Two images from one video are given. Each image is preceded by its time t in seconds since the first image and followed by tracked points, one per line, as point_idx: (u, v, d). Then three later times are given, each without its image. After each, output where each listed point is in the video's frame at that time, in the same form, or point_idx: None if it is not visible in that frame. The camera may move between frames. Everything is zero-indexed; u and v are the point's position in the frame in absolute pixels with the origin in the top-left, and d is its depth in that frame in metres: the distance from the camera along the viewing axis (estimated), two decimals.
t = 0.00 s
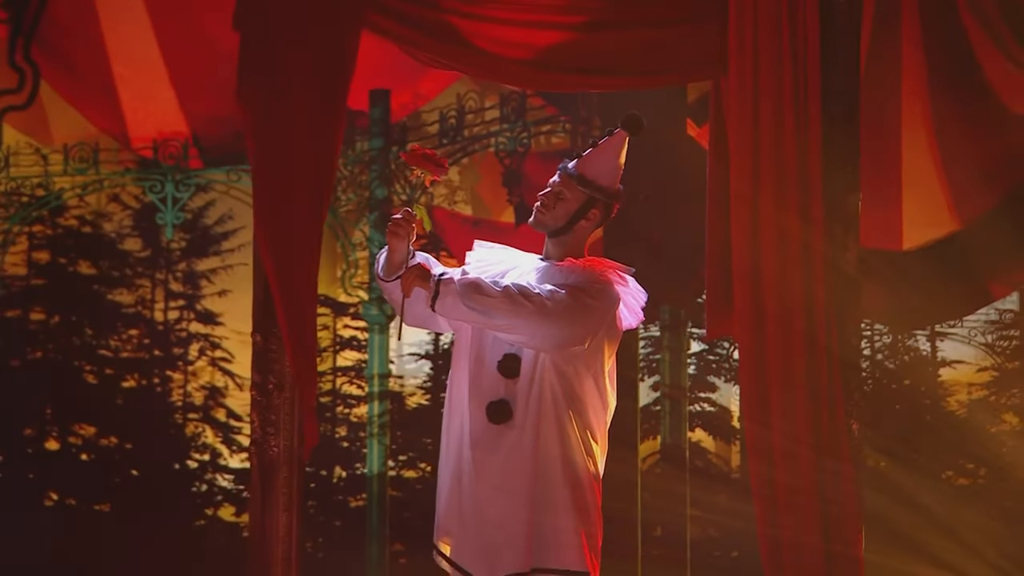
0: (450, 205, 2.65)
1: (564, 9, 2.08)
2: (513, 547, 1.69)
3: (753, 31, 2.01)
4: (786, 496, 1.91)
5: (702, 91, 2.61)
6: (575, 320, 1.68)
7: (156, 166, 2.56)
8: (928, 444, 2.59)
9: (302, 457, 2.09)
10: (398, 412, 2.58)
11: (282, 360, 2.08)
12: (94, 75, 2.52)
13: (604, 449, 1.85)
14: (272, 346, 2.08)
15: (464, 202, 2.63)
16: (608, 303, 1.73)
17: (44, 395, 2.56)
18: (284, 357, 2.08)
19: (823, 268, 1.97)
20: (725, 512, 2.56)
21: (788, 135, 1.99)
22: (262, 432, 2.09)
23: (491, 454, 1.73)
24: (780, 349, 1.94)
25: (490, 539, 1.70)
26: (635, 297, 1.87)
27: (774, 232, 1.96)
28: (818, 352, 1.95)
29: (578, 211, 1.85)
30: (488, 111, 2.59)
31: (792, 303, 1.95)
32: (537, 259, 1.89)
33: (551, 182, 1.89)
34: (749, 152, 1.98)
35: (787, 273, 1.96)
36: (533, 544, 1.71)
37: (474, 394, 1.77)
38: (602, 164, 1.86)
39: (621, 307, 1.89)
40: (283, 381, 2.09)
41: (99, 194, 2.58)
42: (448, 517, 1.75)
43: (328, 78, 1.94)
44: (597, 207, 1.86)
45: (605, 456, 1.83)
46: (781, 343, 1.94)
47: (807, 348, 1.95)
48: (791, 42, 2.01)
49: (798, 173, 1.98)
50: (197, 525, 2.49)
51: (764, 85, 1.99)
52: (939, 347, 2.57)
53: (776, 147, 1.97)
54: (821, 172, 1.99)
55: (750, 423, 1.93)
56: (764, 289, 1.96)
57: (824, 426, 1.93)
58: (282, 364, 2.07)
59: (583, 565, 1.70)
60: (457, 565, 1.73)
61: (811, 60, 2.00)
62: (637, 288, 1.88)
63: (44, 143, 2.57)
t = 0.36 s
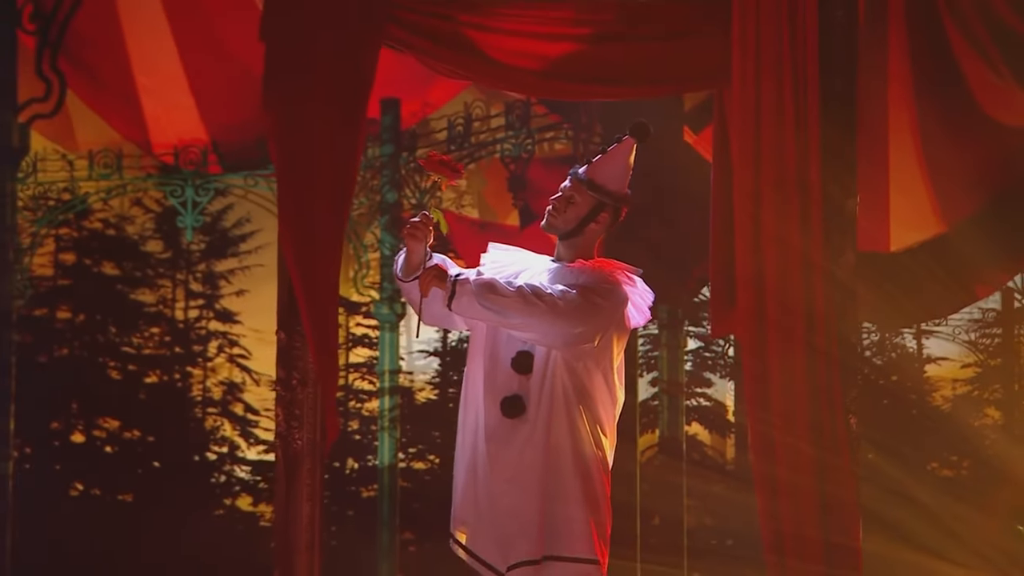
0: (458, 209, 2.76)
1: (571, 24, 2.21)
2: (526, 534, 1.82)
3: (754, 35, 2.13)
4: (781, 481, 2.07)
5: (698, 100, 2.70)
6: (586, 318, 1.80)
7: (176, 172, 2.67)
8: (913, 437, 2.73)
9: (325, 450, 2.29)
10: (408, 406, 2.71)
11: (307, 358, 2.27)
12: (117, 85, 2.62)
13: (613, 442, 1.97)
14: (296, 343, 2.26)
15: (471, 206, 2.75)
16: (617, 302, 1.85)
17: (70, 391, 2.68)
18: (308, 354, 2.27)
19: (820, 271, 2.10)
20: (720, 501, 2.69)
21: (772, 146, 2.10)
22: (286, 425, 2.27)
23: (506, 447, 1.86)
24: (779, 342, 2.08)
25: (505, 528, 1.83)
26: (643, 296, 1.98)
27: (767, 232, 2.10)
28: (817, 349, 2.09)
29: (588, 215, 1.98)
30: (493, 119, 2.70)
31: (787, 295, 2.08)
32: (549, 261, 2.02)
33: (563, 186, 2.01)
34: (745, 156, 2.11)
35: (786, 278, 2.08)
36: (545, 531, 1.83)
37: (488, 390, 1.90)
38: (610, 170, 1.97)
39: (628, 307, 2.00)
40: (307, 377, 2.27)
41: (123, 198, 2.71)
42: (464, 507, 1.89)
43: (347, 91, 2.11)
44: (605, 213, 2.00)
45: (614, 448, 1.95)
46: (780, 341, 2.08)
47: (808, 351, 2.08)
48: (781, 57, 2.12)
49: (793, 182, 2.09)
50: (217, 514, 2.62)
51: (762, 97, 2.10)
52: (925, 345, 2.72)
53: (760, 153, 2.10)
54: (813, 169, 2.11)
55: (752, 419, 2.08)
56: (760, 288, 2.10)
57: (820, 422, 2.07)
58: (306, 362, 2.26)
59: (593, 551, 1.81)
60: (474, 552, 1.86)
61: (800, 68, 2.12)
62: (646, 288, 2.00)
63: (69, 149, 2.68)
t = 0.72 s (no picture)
0: (467, 214, 2.86)
1: (583, 39, 2.55)
2: (541, 524, 1.97)
3: (755, 46, 2.51)
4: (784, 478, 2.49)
5: (698, 111, 2.83)
6: (598, 318, 1.95)
7: (199, 178, 2.81)
8: (902, 432, 2.86)
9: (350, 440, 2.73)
10: (420, 402, 2.83)
11: (331, 359, 2.72)
12: (143, 94, 2.78)
13: (622, 436, 2.12)
14: (322, 347, 2.72)
15: (480, 211, 2.86)
16: (627, 303, 2.01)
17: (97, 388, 2.77)
18: (331, 354, 2.72)
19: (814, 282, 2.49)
20: (718, 492, 2.81)
21: (766, 166, 2.50)
22: (313, 421, 2.70)
23: (520, 442, 2.01)
24: (782, 351, 2.48)
25: (519, 518, 1.98)
26: (651, 298, 2.15)
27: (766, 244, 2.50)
28: (819, 359, 2.49)
29: (599, 219, 2.13)
30: (501, 128, 2.84)
31: (790, 299, 2.48)
32: (562, 264, 2.17)
33: (575, 194, 2.15)
34: (748, 163, 2.50)
35: (788, 282, 2.48)
36: (558, 521, 1.99)
37: (504, 386, 2.05)
38: (620, 177, 2.12)
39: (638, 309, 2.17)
40: (331, 377, 2.72)
41: (148, 203, 2.79)
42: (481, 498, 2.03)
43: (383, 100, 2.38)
44: (615, 218, 2.15)
45: (623, 442, 2.10)
46: (783, 351, 2.48)
47: (808, 356, 2.48)
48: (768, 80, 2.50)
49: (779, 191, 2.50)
50: (237, 506, 2.78)
51: (762, 103, 2.49)
52: (912, 344, 2.85)
53: (752, 168, 2.50)
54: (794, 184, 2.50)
55: (757, 424, 2.48)
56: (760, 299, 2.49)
57: (822, 422, 2.47)
58: (330, 365, 2.71)
59: (604, 541, 1.96)
60: (490, 541, 2.00)
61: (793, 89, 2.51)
62: (652, 289, 2.16)
63: (97, 157, 2.79)
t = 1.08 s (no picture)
0: (476, 218, 2.96)
1: (592, 52, 2.72)
2: (553, 514, 2.12)
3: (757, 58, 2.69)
4: (788, 474, 2.65)
5: (695, 120, 2.98)
6: (609, 316, 2.09)
7: (221, 184, 2.95)
8: (892, 426, 3.00)
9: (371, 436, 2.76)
10: (431, 398, 2.97)
11: (353, 354, 2.73)
12: (168, 105, 2.93)
13: (631, 430, 2.26)
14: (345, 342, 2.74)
15: (488, 215, 2.98)
16: (635, 304, 2.14)
17: (123, 384, 2.91)
18: (353, 350, 2.73)
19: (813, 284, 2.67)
20: (715, 482, 2.96)
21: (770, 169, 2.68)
22: (337, 415, 2.74)
23: (534, 435, 2.16)
24: (784, 354, 2.65)
25: (532, 508, 2.14)
26: (659, 299, 2.31)
27: (769, 249, 2.66)
28: (822, 369, 2.66)
29: (609, 224, 2.28)
30: (508, 136, 2.98)
31: (790, 299, 2.66)
32: (573, 266, 2.32)
33: (586, 199, 2.31)
34: (751, 176, 2.68)
35: (789, 283, 2.66)
36: (569, 511, 2.14)
37: (518, 380, 2.21)
38: (630, 183, 2.27)
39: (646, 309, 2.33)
40: (353, 373, 2.73)
41: (173, 208, 2.93)
42: (496, 488, 2.19)
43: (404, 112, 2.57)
44: (623, 222, 2.30)
45: (632, 436, 2.24)
46: (784, 355, 2.65)
47: (809, 358, 2.66)
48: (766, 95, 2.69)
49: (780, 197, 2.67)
50: (257, 496, 2.91)
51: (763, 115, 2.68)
52: (900, 342, 3.00)
53: (756, 176, 2.68)
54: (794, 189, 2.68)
55: (762, 426, 2.65)
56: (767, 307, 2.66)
57: (823, 426, 2.65)
58: (352, 363, 2.72)
59: (612, 530, 2.11)
60: (504, 529, 2.16)
61: (790, 102, 2.70)
62: (660, 288, 2.32)
63: (125, 164, 2.92)
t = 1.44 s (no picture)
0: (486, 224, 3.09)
1: (600, 64, 2.98)
2: (565, 506, 2.30)
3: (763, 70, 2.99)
4: (790, 469, 2.97)
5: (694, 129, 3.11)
6: (618, 316, 2.30)
7: (241, 191, 3.08)
8: (883, 422, 3.13)
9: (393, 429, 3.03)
10: (442, 394, 3.10)
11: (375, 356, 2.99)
12: (191, 115, 3.06)
13: (639, 425, 2.43)
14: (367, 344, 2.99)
15: (497, 220, 3.12)
16: (644, 304, 2.35)
17: (148, 381, 3.05)
18: (376, 352, 2.99)
19: (803, 290, 2.97)
20: (713, 475, 3.09)
21: (767, 171, 2.99)
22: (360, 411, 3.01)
23: (547, 430, 2.33)
24: (782, 359, 2.96)
25: (545, 500, 2.31)
26: (666, 299, 2.48)
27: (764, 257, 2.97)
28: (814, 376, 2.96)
29: (618, 228, 2.44)
30: (516, 144, 3.12)
31: (791, 303, 2.97)
32: (583, 269, 2.48)
33: (595, 205, 2.47)
34: (755, 180, 2.99)
35: (791, 290, 2.97)
36: (580, 502, 2.31)
37: (531, 378, 2.37)
38: (638, 190, 2.44)
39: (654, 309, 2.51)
40: (376, 372, 2.99)
41: (195, 213, 3.07)
42: (510, 480, 2.35)
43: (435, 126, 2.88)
44: (632, 228, 2.46)
45: (640, 431, 2.41)
46: (784, 357, 2.96)
47: (810, 360, 2.96)
48: (768, 105, 2.99)
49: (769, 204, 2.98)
50: (277, 488, 3.05)
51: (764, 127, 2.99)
52: (890, 341, 3.14)
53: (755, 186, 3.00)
54: (789, 200, 2.99)
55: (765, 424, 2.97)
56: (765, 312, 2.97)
57: (823, 435, 2.96)
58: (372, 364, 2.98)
59: (622, 520, 2.29)
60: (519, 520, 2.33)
61: (788, 113, 3.00)
62: (667, 289, 2.50)
63: (150, 171, 3.06)
